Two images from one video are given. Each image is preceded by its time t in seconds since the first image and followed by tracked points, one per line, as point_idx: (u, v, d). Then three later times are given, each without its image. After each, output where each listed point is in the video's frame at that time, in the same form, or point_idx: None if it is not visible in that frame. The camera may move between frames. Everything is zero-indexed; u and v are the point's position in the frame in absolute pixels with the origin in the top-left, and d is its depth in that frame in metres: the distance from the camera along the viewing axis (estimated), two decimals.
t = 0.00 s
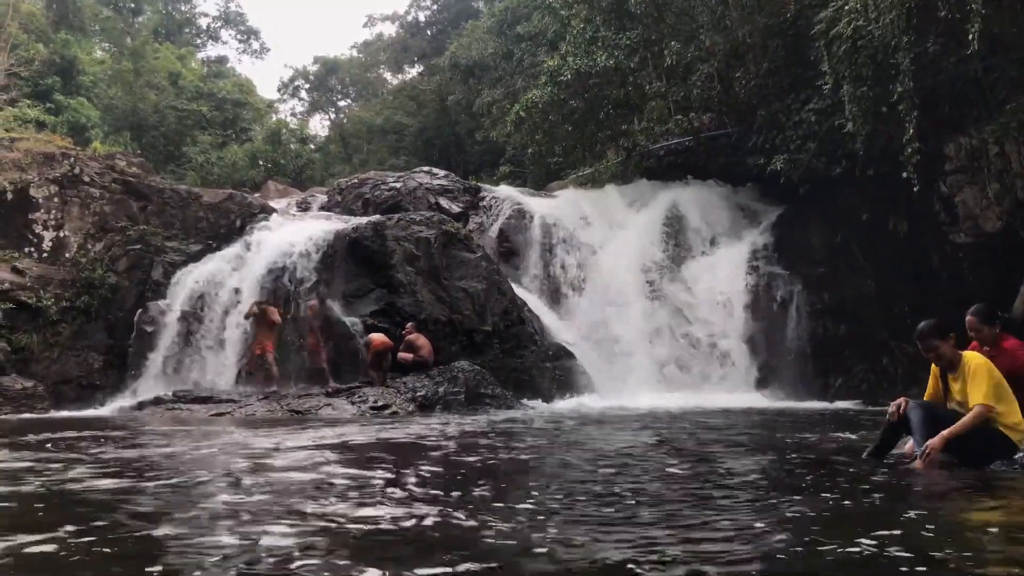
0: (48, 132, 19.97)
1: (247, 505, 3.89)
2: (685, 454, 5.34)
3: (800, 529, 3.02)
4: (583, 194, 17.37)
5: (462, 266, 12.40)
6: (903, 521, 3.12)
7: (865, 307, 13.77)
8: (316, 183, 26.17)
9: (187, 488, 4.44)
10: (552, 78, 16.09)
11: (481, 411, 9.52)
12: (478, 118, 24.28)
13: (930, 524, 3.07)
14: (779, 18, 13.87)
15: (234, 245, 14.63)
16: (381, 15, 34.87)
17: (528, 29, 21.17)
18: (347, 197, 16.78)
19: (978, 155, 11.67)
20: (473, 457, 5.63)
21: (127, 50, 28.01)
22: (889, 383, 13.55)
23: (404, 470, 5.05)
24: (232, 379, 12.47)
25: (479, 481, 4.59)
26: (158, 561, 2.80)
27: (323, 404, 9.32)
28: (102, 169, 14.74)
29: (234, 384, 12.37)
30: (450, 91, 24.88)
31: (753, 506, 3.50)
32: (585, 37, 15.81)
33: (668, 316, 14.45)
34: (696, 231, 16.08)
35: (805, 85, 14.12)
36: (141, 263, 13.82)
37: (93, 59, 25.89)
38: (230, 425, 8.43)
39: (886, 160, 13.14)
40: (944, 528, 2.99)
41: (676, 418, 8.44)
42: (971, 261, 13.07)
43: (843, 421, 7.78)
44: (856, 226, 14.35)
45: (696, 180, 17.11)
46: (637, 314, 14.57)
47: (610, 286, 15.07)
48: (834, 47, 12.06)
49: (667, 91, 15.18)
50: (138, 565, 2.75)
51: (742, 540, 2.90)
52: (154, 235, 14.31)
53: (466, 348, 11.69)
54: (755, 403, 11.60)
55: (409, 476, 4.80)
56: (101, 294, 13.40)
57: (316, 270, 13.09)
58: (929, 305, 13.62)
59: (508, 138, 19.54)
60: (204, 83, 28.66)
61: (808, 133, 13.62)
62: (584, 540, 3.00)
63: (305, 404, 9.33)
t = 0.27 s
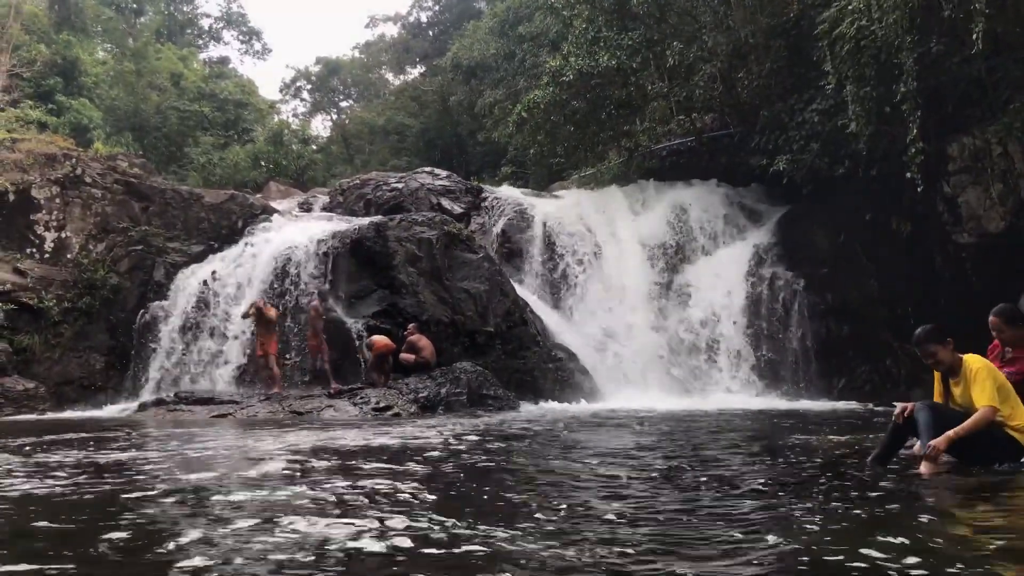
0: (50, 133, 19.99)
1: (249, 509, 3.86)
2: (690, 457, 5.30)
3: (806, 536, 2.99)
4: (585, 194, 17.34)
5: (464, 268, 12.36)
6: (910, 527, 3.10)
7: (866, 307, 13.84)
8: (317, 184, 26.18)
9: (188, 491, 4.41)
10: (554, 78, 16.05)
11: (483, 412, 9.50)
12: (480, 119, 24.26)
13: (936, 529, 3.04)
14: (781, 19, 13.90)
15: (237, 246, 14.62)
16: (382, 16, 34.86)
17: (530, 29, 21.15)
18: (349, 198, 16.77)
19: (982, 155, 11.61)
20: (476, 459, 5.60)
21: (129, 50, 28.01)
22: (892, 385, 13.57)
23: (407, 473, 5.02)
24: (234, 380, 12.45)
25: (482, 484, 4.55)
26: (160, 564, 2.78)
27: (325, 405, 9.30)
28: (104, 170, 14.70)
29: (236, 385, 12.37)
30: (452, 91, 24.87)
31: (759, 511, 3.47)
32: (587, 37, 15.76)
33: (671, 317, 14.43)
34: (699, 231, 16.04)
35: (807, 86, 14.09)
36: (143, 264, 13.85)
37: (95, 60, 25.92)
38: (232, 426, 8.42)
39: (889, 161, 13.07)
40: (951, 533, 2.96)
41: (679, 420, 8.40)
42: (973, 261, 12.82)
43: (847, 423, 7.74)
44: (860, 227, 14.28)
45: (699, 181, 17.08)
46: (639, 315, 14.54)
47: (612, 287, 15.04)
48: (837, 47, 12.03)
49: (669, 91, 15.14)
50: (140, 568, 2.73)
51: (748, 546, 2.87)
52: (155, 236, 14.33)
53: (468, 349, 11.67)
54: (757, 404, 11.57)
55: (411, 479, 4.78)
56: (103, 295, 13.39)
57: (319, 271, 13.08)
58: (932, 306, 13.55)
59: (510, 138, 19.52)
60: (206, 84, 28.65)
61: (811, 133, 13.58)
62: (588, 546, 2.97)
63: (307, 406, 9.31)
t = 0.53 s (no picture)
0: (51, 135, 20.00)
1: (251, 509, 3.87)
2: (691, 458, 5.30)
3: (807, 540, 2.98)
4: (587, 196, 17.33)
5: (465, 269, 12.35)
6: (912, 529, 3.10)
7: (867, 308, 13.87)
8: (318, 186, 26.18)
9: (189, 492, 4.41)
10: (555, 80, 16.05)
11: (484, 414, 9.50)
12: (480, 121, 24.28)
13: (938, 532, 3.04)
14: (782, 20, 13.91)
15: (238, 247, 14.63)
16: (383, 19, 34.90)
17: (530, 31, 21.16)
18: (350, 200, 16.78)
19: (982, 156, 11.61)
20: (477, 461, 5.59)
21: (129, 53, 28.04)
22: (893, 386, 13.60)
23: (407, 474, 5.02)
24: (234, 382, 12.45)
25: (484, 485, 4.55)
26: (164, 565, 2.79)
27: (326, 407, 9.29)
28: (105, 172, 14.68)
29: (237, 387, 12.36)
30: (452, 94, 24.90)
31: (761, 513, 3.47)
32: (588, 39, 15.75)
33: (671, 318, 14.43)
34: (698, 233, 16.04)
35: (808, 88, 14.08)
36: (144, 266, 13.93)
37: (96, 62, 25.94)
38: (233, 428, 8.43)
39: (890, 162, 13.05)
40: (952, 534, 2.97)
41: (680, 422, 8.39)
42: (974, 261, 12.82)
43: (848, 425, 7.72)
44: (862, 229, 14.26)
45: (700, 183, 17.05)
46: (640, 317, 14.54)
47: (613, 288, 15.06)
48: (838, 49, 12.03)
49: (670, 93, 15.14)
50: (143, 569, 2.74)
51: (750, 548, 2.88)
52: (157, 237, 14.36)
53: (469, 351, 11.66)
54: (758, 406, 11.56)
55: (412, 480, 4.77)
56: (104, 297, 13.37)
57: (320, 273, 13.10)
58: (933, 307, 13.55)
59: (511, 140, 19.54)
60: (207, 86, 28.67)
61: (812, 135, 13.57)
62: (590, 548, 2.98)
63: (308, 407, 9.30)
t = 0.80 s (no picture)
0: (50, 134, 20.01)
1: (251, 509, 3.85)
2: (692, 457, 5.28)
3: (809, 538, 2.97)
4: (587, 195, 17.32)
5: (465, 269, 12.31)
6: (915, 527, 3.09)
7: (868, 307, 13.85)
8: (318, 185, 26.15)
9: (189, 491, 4.39)
10: (555, 79, 16.02)
11: (484, 413, 9.49)
12: (480, 120, 24.25)
13: (941, 530, 3.02)
14: (782, 19, 13.90)
15: (237, 247, 14.62)
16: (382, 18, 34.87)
17: (530, 30, 21.12)
18: (349, 199, 16.75)
19: (983, 155, 11.59)
20: (477, 461, 5.57)
21: (129, 52, 28.04)
22: (893, 385, 13.59)
23: (407, 474, 5.00)
24: (234, 382, 12.43)
25: (484, 484, 4.54)
26: (165, 562, 2.77)
27: (325, 407, 9.27)
28: (104, 171, 14.66)
29: (237, 387, 12.35)
30: (452, 93, 24.88)
31: (763, 512, 3.46)
32: (587, 38, 15.72)
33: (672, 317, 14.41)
34: (698, 232, 16.02)
35: (808, 87, 14.05)
36: (144, 266, 13.86)
37: (95, 62, 25.94)
38: (232, 427, 8.41)
39: (890, 161, 13.02)
40: (956, 532, 2.96)
41: (681, 421, 8.38)
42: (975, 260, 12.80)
43: (849, 425, 7.70)
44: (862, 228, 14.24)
45: (700, 182, 17.03)
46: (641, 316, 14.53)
47: (613, 288, 15.05)
48: (838, 47, 12.00)
49: (670, 92, 15.13)
50: (146, 566, 2.72)
51: (754, 546, 2.86)
52: (156, 237, 14.32)
53: (469, 350, 11.64)
54: (759, 405, 11.53)
55: (412, 480, 4.76)
56: (103, 296, 13.36)
57: (320, 272, 13.08)
58: (933, 306, 13.53)
59: (511, 139, 19.52)
60: (207, 85, 28.64)
61: (813, 133, 13.55)
62: (590, 548, 2.96)
63: (308, 407, 9.28)
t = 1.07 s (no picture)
0: (51, 135, 19.99)
1: (254, 509, 3.85)
2: (694, 458, 5.27)
3: (811, 539, 2.96)
4: (588, 196, 17.31)
5: (466, 269, 12.29)
6: (919, 529, 3.09)
7: (869, 309, 13.85)
8: (319, 186, 26.13)
9: (190, 492, 4.39)
10: (556, 80, 16.03)
11: (485, 414, 9.49)
12: (481, 121, 24.25)
13: (944, 532, 3.01)
14: (782, 21, 13.94)
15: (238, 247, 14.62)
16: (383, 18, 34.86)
17: (531, 31, 21.11)
18: (350, 200, 16.75)
19: (985, 156, 11.58)
20: (478, 461, 5.57)
21: (129, 52, 28.03)
22: (894, 387, 13.58)
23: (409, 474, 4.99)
24: (235, 382, 12.41)
25: (487, 484, 4.53)
26: (175, 564, 2.78)
27: (326, 407, 9.26)
28: (105, 172, 14.64)
29: (238, 387, 12.35)
30: (453, 93, 24.88)
31: (766, 513, 3.45)
32: (589, 39, 15.69)
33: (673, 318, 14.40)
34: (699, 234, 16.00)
35: (810, 88, 14.05)
36: (144, 266, 13.95)
37: (96, 62, 25.93)
38: (234, 427, 8.42)
39: (892, 162, 13.02)
40: (959, 534, 2.96)
41: (683, 423, 8.37)
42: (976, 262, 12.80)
43: (850, 426, 7.69)
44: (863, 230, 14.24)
45: (700, 183, 17.03)
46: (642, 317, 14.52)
47: (614, 288, 15.05)
48: (839, 48, 12.00)
49: (671, 92, 15.13)
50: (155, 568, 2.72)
51: (759, 547, 2.87)
52: (157, 237, 14.40)
53: (470, 351, 11.64)
54: (760, 406, 11.52)
55: (414, 480, 4.75)
56: (104, 296, 13.38)
57: (321, 273, 13.07)
58: (935, 308, 13.53)
59: (512, 140, 19.52)
60: (208, 86, 28.62)
61: (814, 135, 13.56)
62: (593, 549, 2.95)
63: (309, 408, 9.28)
